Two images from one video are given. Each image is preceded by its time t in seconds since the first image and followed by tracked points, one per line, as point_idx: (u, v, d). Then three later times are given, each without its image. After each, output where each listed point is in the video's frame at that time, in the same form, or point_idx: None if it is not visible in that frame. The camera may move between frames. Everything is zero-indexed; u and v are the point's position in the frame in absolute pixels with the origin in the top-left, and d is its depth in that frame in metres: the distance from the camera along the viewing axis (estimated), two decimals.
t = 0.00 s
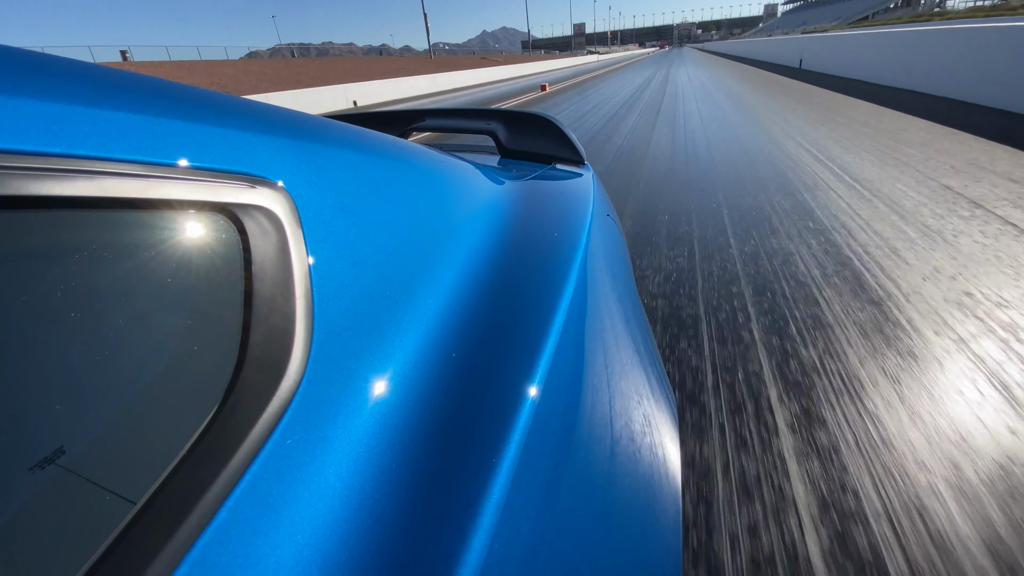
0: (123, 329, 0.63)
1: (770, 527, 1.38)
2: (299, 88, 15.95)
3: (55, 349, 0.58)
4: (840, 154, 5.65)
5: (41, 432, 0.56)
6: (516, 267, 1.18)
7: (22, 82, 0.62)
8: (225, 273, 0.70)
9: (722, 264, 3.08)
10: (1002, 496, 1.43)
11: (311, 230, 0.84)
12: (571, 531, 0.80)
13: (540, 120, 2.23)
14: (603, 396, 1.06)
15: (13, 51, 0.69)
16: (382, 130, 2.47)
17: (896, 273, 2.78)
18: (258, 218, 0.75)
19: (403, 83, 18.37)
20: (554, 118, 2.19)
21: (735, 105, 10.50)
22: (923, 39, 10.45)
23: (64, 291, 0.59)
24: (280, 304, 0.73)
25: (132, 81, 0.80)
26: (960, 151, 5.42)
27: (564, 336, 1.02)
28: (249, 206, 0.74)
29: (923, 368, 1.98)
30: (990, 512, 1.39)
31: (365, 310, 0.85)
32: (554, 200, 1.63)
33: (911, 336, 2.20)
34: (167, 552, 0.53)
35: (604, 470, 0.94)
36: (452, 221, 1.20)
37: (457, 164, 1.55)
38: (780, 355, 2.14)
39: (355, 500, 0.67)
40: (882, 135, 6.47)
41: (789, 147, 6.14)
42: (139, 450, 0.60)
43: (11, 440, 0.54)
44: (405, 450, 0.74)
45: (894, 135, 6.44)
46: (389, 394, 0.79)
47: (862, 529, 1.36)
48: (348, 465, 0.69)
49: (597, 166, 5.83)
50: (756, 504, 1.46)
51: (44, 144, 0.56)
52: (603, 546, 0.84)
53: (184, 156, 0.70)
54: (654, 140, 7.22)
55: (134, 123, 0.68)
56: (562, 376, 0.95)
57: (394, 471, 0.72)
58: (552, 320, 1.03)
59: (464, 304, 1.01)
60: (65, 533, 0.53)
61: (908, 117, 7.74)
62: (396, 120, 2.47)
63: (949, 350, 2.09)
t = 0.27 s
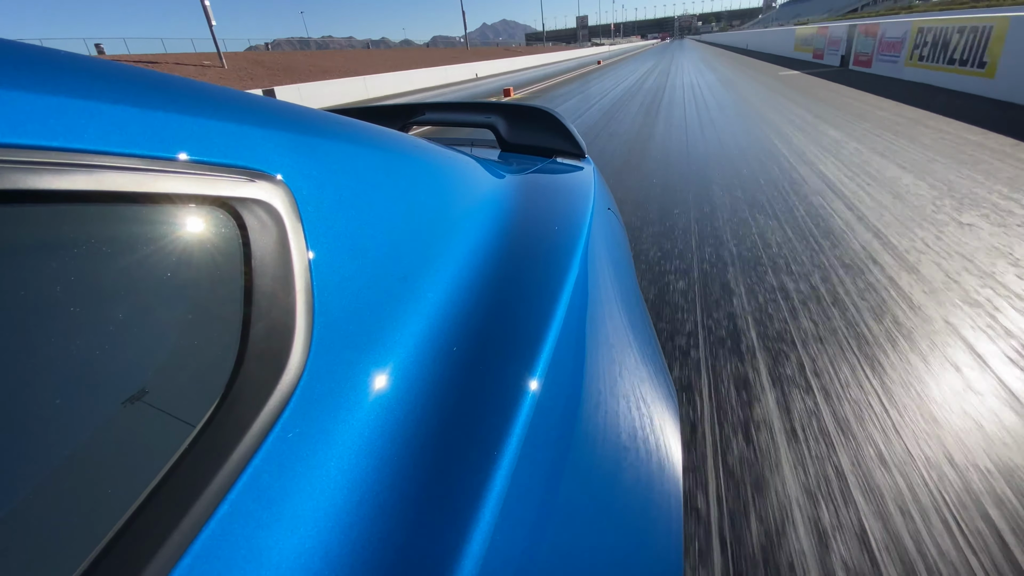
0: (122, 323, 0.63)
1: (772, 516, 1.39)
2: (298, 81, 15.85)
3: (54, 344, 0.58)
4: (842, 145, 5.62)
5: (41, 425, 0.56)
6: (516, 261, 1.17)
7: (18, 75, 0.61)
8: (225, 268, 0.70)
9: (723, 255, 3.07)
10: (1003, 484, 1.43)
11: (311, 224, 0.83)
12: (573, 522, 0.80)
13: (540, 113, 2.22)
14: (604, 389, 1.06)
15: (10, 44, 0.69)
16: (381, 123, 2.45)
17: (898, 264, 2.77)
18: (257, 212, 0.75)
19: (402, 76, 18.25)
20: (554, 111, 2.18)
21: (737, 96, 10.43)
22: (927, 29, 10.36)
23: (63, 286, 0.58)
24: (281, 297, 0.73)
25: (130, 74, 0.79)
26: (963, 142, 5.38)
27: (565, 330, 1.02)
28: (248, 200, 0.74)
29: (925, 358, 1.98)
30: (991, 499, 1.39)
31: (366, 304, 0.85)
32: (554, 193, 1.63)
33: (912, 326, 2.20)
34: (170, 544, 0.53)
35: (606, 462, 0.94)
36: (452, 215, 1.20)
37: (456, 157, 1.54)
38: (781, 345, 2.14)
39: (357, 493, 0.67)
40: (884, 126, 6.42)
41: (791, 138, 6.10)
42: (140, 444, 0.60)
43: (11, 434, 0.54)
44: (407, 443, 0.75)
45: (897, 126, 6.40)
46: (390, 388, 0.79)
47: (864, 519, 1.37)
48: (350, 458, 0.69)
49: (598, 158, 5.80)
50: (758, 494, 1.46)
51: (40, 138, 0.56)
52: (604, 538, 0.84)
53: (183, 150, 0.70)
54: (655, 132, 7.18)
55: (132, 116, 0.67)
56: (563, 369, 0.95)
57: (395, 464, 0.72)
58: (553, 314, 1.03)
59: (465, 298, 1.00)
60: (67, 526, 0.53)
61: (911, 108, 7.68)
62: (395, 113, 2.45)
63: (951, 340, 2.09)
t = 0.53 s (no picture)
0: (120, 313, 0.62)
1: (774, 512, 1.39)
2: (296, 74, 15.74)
3: (51, 334, 0.57)
4: (845, 135, 5.57)
5: (40, 414, 0.56)
6: (517, 250, 1.16)
7: (9, 62, 0.60)
8: (224, 258, 0.69)
9: (725, 245, 3.05)
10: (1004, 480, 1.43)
11: (310, 213, 0.82)
12: (575, 511, 0.80)
13: (540, 102, 2.20)
14: (606, 379, 1.05)
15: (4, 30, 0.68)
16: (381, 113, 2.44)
17: (901, 254, 2.75)
18: (255, 201, 0.74)
19: (401, 69, 18.11)
20: (553, 101, 2.16)
21: (738, 87, 10.34)
22: (930, 19, 10.25)
23: (59, 275, 0.58)
24: (280, 288, 0.73)
25: (125, 59, 0.78)
26: (966, 132, 5.34)
27: (566, 319, 1.01)
28: (245, 188, 0.73)
29: (927, 350, 1.97)
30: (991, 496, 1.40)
31: (365, 293, 0.84)
32: (555, 183, 1.61)
33: (916, 316, 2.18)
34: (171, 534, 0.53)
35: (607, 451, 0.94)
36: (452, 205, 1.19)
37: (456, 146, 1.53)
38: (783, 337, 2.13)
39: (358, 483, 0.66)
40: (887, 116, 6.37)
41: (793, 129, 6.06)
42: (139, 434, 0.59)
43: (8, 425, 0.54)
44: (408, 432, 0.74)
45: (900, 116, 6.35)
46: (390, 377, 0.78)
47: (865, 515, 1.37)
48: (350, 447, 0.69)
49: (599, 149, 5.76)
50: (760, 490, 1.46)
51: (34, 126, 0.56)
52: (605, 526, 0.85)
53: (178, 139, 0.69)
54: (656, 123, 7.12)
55: (126, 104, 0.66)
56: (564, 358, 0.94)
57: (395, 454, 0.71)
58: (554, 302, 1.02)
59: (465, 288, 1.00)
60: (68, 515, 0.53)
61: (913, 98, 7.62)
62: (395, 103, 2.44)
63: (955, 331, 2.08)
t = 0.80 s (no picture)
0: (123, 308, 0.62)
1: (774, 513, 1.42)
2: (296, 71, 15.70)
3: (53, 329, 0.57)
4: (847, 129, 5.54)
5: (45, 409, 0.56)
6: (518, 243, 1.16)
7: (6, 57, 0.60)
8: (224, 252, 0.69)
9: (727, 245, 3.06)
10: (1001, 482, 1.45)
11: (310, 207, 0.82)
12: (577, 502, 0.81)
13: (540, 95, 2.18)
14: (607, 371, 1.05)
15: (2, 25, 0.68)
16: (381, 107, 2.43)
17: (901, 254, 2.76)
18: (254, 195, 0.74)
19: (401, 64, 18.04)
20: (554, 93, 2.14)
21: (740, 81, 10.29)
22: (934, 9, 10.15)
23: (60, 271, 0.58)
24: (281, 281, 0.73)
25: (123, 54, 0.78)
26: (971, 121, 5.29)
27: (567, 311, 1.01)
28: (245, 182, 0.73)
29: (925, 354, 2.00)
30: (988, 497, 1.42)
31: (366, 286, 0.84)
32: (555, 176, 1.60)
33: (916, 320, 2.21)
34: (175, 527, 0.53)
35: (609, 443, 0.94)
36: (453, 198, 1.19)
37: (456, 139, 1.52)
38: (784, 342, 2.16)
39: (361, 475, 0.67)
40: (890, 108, 6.33)
41: (795, 124, 6.03)
42: (143, 427, 0.60)
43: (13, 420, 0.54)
44: (410, 424, 0.75)
45: (903, 109, 6.31)
46: (392, 370, 0.78)
47: (863, 516, 1.40)
48: (353, 440, 0.69)
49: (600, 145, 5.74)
50: (760, 491, 1.49)
51: (34, 121, 0.55)
52: (607, 519, 0.85)
53: (178, 133, 0.68)
54: (657, 118, 7.11)
55: (124, 98, 0.66)
56: (565, 351, 0.94)
57: (398, 446, 0.72)
58: (555, 295, 1.02)
59: (466, 281, 1.00)
60: (74, 507, 0.53)
61: (917, 91, 7.57)
62: (395, 96, 2.43)
63: (953, 336, 2.10)
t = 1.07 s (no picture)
0: (124, 307, 0.62)
1: (774, 515, 1.45)
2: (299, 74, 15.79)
3: (55, 328, 0.57)
4: (846, 134, 5.58)
5: (48, 408, 0.56)
6: (519, 241, 1.16)
7: (5, 56, 0.60)
8: (225, 251, 0.69)
9: (728, 256, 3.10)
10: (997, 491, 1.48)
11: (311, 205, 0.82)
12: (579, 500, 0.81)
13: (540, 93, 2.18)
14: (609, 369, 1.05)
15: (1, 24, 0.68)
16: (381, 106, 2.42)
17: (898, 263, 2.79)
18: (254, 193, 0.74)
19: (402, 65, 18.05)
20: (554, 90, 2.14)
21: (741, 83, 10.31)
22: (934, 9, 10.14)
23: (60, 269, 0.58)
24: (281, 279, 0.72)
25: (122, 53, 0.78)
26: (969, 129, 5.33)
27: (568, 309, 1.01)
28: (245, 181, 0.73)
29: (925, 363, 2.02)
30: (983, 506, 1.44)
31: (367, 285, 0.84)
32: (556, 173, 1.60)
33: (914, 330, 2.23)
34: (179, 524, 0.53)
35: (613, 442, 0.94)
36: (453, 196, 1.18)
37: (456, 137, 1.52)
38: (785, 350, 2.18)
39: (363, 472, 0.67)
40: (889, 112, 6.36)
41: (795, 129, 6.07)
42: (146, 426, 0.60)
43: (17, 417, 0.54)
44: (412, 422, 0.75)
45: (902, 112, 6.33)
46: (393, 367, 0.78)
47: (861, 520, 1.42)
48: (355, 437, 0.69)
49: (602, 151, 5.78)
50: (762, 495, 1.51)
51: (34, 120, 0.55)
52: (610, 517, 0.85)
53: (178, 132, 0.68)
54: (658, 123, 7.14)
55: (124, 97, 0.66)
56: (567, 348, 0.94)
57: (400, 444, 0.72)
58: (557, 292, 1.02)
59: (467, 278, 0.99)
60: (77, 506, 0.53)
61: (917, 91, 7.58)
62: (395, 94, 2.42)
63: (952, 344, 2.13)
